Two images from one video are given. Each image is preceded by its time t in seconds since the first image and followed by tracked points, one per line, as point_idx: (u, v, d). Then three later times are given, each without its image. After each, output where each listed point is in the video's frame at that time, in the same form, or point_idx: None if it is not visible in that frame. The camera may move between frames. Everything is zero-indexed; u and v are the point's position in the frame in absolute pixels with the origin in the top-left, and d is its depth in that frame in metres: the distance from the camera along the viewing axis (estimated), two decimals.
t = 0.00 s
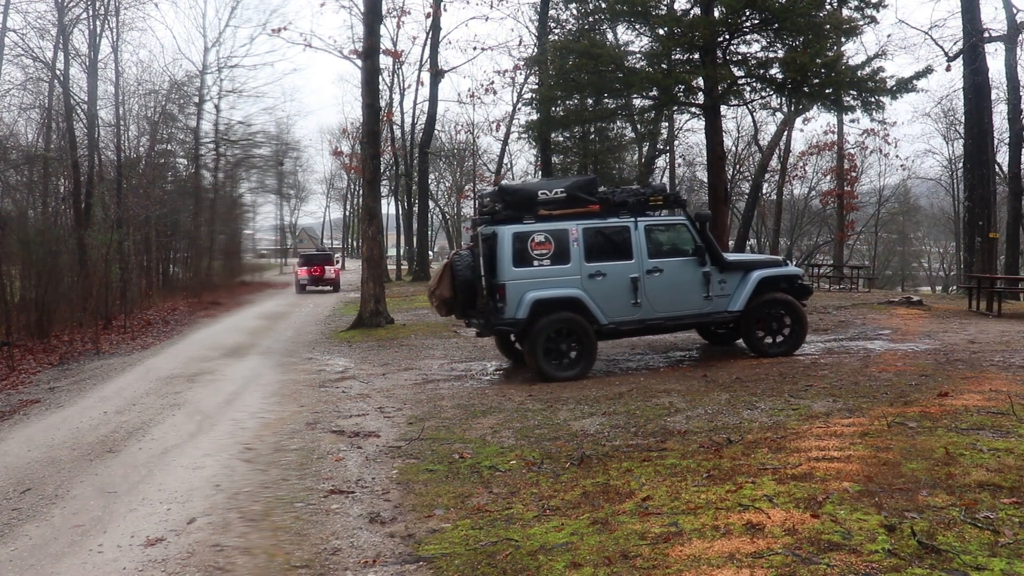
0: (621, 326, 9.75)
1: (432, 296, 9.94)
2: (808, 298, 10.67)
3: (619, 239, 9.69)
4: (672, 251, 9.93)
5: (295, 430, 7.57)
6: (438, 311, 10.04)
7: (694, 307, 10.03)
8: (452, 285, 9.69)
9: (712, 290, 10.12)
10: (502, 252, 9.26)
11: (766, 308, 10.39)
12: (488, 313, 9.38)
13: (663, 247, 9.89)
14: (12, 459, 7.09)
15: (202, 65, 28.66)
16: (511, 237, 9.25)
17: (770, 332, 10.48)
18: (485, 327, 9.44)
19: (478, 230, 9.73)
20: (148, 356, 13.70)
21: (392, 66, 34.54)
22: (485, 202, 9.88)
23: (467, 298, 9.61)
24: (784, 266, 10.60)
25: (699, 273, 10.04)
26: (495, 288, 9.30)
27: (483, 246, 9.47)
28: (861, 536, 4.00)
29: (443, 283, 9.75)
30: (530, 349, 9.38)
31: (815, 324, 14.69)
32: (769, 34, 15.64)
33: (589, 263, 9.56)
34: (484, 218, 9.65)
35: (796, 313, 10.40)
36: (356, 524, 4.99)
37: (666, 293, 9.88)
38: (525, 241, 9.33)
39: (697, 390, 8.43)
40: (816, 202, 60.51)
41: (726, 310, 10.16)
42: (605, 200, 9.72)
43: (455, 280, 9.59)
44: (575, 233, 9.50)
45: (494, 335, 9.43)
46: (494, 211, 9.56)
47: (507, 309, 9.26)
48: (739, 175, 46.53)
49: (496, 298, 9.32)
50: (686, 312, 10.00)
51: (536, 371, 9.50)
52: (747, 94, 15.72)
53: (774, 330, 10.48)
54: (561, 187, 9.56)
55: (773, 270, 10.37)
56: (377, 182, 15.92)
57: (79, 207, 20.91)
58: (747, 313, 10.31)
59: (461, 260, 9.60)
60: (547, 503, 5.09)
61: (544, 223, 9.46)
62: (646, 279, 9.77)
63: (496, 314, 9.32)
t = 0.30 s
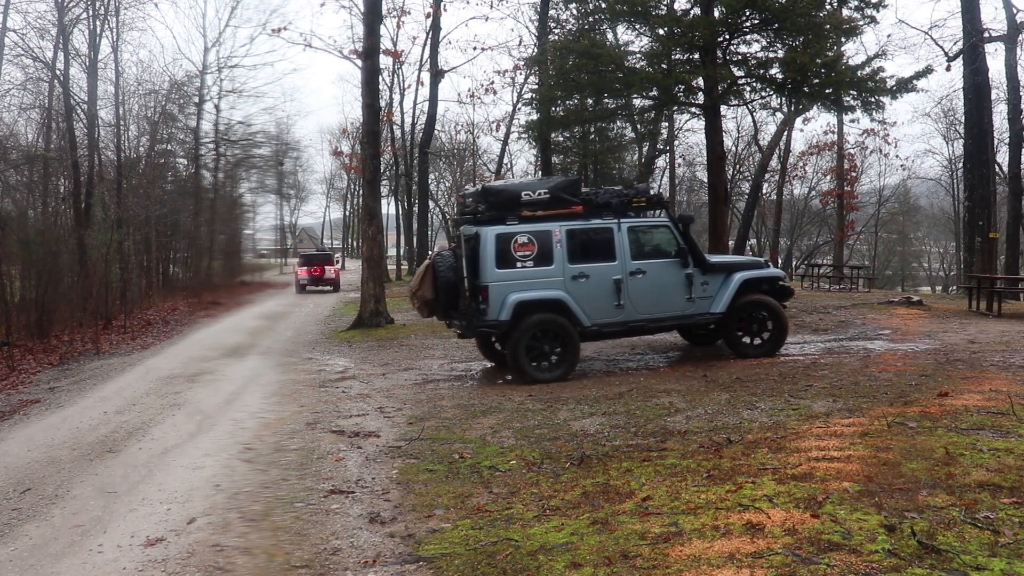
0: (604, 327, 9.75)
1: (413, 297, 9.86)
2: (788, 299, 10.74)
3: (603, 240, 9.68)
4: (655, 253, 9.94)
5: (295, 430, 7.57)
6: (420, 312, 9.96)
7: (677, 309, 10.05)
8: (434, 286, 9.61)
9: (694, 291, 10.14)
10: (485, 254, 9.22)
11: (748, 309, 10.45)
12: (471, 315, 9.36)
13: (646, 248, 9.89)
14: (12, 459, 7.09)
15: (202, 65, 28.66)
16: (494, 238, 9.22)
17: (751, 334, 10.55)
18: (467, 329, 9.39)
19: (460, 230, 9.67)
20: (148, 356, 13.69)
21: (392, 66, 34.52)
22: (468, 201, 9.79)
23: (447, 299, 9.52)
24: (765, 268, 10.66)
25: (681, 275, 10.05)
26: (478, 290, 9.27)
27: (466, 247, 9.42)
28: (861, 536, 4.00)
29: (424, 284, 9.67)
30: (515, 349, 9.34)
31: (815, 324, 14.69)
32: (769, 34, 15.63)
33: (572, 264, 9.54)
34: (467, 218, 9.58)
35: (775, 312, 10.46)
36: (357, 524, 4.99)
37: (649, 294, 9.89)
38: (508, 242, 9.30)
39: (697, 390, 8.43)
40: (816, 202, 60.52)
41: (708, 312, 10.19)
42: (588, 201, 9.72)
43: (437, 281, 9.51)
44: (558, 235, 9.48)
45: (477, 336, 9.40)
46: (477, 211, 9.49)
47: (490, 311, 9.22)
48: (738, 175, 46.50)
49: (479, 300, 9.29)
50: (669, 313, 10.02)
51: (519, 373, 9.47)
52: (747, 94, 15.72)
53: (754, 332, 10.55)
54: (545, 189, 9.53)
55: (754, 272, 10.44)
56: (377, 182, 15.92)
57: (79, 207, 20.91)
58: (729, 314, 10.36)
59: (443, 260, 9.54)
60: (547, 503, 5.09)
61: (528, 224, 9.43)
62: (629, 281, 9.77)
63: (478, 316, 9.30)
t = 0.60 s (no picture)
0: (587, 329, 9.75)
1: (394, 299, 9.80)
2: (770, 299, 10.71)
3: (585, 241, 9.67)
4: (637, 253, 9.92)
5: (295, 430, 7.57)
6: (401, 313, 9.93)
7: (659, 310, 10.04)
8: (415, 288, 9.56)
9: (677, 292, 10.12)
10: (467, 255, 9.23)
11: (728, 310, 10.47)
12: (454, 317, 9.38)
13: (628, 249, 9.88)
14: (12, 459, 7.09)
15: (202, 66, 28.64)
16: (476, 239, 9.23)
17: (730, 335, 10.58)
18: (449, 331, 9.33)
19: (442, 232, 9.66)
20: (148, 356, 13.69)
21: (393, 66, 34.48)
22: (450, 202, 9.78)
23: (430, 300, 9.44)
24: (748, 269, 10.63)
25: (664, 275, 10.04)
26: (461, 292, 9.29)
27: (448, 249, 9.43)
28: (861, 536, 4.00)
29: (406, 287, 9.61)
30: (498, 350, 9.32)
31: (815, 324, 14.69)
32: (769, 34, 15.63)
33: (555, 266, 9.54)
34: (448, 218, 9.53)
35: (752, 311, 10.47)
36: (356, 523, 4.99)
37: (631, 295, 9.89)
38: (490, 243, 9.30)
39: (697, 390, 8.43)
40: (816, 202, 60.52)
41: (691, 312, 10.16)
42: (570, 202, 9.71)
43: (419, 281, 9.44)
44: (541, 235, 9.48)
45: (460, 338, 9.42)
46: (458, 212, 9.46)
47: (473, 313, 9.25)
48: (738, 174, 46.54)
49: (462, 301, 9.31)
50: (652, 314, 10.00)
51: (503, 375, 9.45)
52: (747, 94, 15.72)
53: (734, 334, 10.57)
54: (526, 190, 9.51)
55: (738, 273, 10.40)
56: (377, 182, 15.94)
57: (79, 207, 20.87)
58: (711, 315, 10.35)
59: (424, 263, 9.51)
60: (547, 503, 5.09)
61: (510, 225, 9.42)
62: (611, 282, 9.76)
63: (461, 317, 9.32)
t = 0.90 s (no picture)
0: (571, 330, 9.75)
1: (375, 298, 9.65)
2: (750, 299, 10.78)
3: (569, 242, 9.68)
4: (620, 255, 9.95)
5: (295, 430, 7.57)
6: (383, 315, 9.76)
7: (642, 311, 10.06)
8: (398, 288, 9.44)
9: (659, 293, 10.16)
10: (452, 256, 9.17)
11: (709, 312, 10.51)
12: (437, 318, 9.32)
13: (611, 250, 9.91)
14: (12, 459, 7.09)
15: (202, 66, 28.64)
16: (461, 240, 9.18)
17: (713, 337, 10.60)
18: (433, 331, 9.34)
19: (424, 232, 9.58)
20: (148, 357, 13.69)
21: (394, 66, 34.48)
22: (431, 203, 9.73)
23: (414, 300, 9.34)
24: (727, 270, 10.70)
25: (647, 276, 10.07)
26: (445, 293, 9.22)
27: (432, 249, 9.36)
28: (861, 536, 4.00)
29: (388, 286, 9.47)
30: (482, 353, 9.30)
31: (815, 324, 14.69)
32: (769, 34, 15.62)
33: (539, 266, 9.53)
34: (431, 217, 9.47)
35: (733, 309, 10.48)
36: (356, 523, 4.99)
37: (614, 296, 9.90)
38: (474, 244, 9.26)
39: (697, 390, 8.43)
40: (816, 202, 60.52)
41: (673, 313, 10.19)
42: (554, 203, 9.72)
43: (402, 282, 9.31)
44: (525, 236, 9.47)
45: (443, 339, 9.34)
46: (442, 212, 9.42)
47: (457, 314, 9.17)
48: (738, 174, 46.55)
49: (445, 302, 9.26)
50: (635, 315, 10.02)
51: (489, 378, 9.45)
52: (747, 94, 15.73)
53: (717, 334, 10.59)
54: (511, 190, 9.54)
55: (717, 274, 10.47)
56: (377, 182, 15.95)
57: (79, 207, 20.83)
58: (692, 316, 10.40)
59: (408, 263, 9.33)
60: (547, 503, 5.09)
61: (495, 225, 9.42)
62: (595, 283, 9.78)
63: (445, 318, 9.26)
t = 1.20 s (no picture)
0: (554, 331, 9.75)
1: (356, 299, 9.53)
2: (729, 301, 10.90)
3: (553, 243, 9.69)
4: (603, 256, 10.00)
5: (295, 430, 7.57)
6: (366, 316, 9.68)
7: (624, 312, 10.12)
8: (381, 289, 9.38)
9: (640, 294, 10.21)
10: (437, 256, 9.09)
11: (689, 313, 10.61)
12: (422, 319, 9.22)
13: (594, 252, 9.94)
14: (12, 459, 7.09)
15: (202, 66, 28.64)
16: (447, 240, 9.10)
17: (693, 338, 10.73)
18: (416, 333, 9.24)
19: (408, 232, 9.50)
20: (148, 356, 13.69)
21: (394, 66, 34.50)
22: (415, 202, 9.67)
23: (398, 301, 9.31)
24: (706, 271, 10.81)
25: (629, 277, 10.13)
26: (430, 294, 9.13)
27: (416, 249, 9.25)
28: (861, 536, 4.00)
29: (371, 287, 9.39)
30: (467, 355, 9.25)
31: (815, 324, 14.70)
32: (769, 34, 15.62)
33: (524, 267, 9.51)
34: (415, 217, 9.39)
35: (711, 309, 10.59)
36: (356, 524, 4.99)
37: (597, 297, 9.93)
38: (460, 244, 9.19)
39: (697, 390, 8.43)
40: (816, 202, 60.53)
41: (654, 315, 10.27)
42: (538, 204, 9.68)
43: (386, 283, 9.27)
44: (510, 237, 9.44)
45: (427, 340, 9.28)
46: (426, 212, 9.37)
47: (442, 315, 9.10)
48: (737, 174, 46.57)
49: (430, 303, 9.15)
50: (617, 317, 10.07)
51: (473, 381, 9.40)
52: (747, 94, 15.74)
53: (697, 335, 10.72)
54: (496, 190, 9.49)
55: (696, 275, 10.57)
56: (377, 182, 15.95)
57: (79, 207, 20.83)
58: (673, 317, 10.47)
59: (391, 263, 9.32)
60: (547, 503, 5.09)
61: (480, 226, 9.37)
62: (578, 284, 9.80)
63: (430, 319, 9.16)
